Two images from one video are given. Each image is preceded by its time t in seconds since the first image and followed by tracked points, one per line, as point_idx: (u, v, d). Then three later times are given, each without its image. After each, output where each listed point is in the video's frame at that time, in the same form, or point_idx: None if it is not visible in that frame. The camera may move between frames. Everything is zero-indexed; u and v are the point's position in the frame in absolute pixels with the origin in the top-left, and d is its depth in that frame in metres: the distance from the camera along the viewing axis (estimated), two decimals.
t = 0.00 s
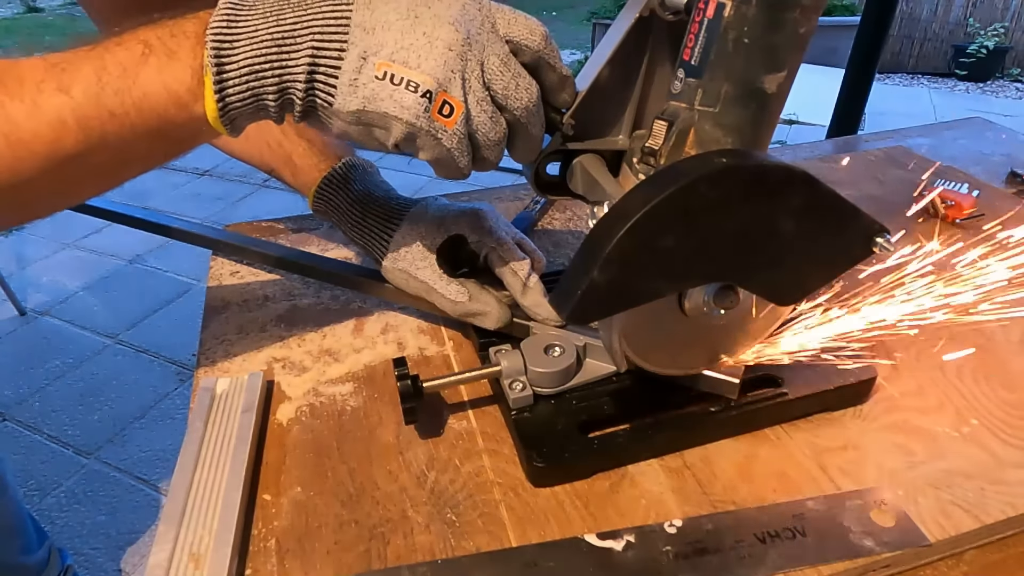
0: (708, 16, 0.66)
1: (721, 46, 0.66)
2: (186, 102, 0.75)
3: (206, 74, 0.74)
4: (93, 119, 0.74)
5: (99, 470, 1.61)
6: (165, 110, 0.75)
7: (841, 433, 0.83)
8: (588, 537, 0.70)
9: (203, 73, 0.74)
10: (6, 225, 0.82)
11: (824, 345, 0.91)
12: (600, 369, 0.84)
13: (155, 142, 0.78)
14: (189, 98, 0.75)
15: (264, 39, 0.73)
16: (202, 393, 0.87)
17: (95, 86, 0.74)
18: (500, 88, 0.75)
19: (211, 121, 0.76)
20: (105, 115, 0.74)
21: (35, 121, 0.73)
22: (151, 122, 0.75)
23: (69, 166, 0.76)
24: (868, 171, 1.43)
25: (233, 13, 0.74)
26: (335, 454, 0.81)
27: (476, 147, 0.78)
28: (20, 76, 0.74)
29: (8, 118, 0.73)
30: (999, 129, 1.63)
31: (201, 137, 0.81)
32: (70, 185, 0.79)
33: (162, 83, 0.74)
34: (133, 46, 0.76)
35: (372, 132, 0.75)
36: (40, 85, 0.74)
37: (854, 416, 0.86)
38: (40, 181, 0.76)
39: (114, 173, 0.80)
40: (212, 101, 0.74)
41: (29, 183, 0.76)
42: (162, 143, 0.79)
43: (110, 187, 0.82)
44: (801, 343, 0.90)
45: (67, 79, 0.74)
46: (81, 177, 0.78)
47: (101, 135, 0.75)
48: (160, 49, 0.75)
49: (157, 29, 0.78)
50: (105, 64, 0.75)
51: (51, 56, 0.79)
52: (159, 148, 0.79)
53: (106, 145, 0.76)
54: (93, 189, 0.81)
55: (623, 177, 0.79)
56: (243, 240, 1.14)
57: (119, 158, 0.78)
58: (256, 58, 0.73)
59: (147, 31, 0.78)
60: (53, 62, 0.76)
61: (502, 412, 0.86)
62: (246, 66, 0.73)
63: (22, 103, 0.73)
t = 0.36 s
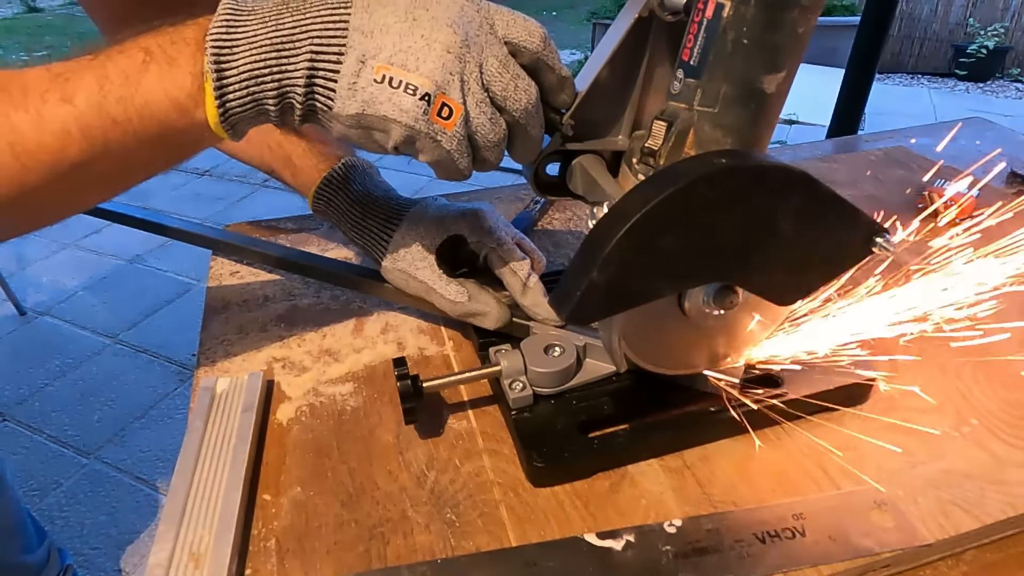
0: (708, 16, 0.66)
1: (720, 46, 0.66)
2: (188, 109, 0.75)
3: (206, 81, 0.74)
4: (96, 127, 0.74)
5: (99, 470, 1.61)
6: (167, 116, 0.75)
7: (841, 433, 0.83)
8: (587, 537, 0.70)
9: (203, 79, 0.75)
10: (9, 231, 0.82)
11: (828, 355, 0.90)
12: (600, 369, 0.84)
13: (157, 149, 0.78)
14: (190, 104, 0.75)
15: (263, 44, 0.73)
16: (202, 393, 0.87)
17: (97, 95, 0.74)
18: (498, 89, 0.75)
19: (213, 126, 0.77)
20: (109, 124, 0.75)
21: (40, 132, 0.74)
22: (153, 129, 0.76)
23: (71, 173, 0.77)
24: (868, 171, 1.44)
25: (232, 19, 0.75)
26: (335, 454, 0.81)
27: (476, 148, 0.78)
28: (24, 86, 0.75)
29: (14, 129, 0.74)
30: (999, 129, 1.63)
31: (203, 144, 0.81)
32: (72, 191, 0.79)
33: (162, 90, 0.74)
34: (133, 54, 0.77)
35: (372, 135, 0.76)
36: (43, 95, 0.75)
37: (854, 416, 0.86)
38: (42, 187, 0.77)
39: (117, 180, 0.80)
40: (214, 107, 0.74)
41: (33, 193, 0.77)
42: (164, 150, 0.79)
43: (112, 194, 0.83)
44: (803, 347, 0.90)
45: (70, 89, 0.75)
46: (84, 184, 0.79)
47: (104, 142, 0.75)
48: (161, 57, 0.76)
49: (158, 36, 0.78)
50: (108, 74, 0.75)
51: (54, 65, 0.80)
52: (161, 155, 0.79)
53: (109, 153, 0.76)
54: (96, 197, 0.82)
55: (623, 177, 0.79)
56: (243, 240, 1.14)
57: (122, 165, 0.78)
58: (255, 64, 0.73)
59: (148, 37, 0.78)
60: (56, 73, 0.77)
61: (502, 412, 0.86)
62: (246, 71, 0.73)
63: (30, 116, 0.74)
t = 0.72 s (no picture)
0: (707, 17, 0.66)
1: (720, 46, 0.66)
2: (189, 116, 0.76)
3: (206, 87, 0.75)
4: (102, 138, 0.75)
5: (99, 470, 1.61)
6: (171, 122, 0.76)
7: (841, 433, 0.83)
8: (587, 536, 0.70)
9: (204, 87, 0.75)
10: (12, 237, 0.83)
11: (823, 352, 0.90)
12: (600, 369, 0.84)
13: (160, 156, 0.79)
14: (192, 112, 0.76)
15: (263, 49, 0.74)
16: (202, 393, 0.87)
17: (102, 106, 0.75)
18: (497, 91, 0.75)
19: (214, 132, 0.77)
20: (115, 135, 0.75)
21: (48, 144, 0.74)
22: (157, 138, 0.76)
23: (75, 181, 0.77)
24: (868, 171, 1.44)
25: (232, 26, 0.75)
26: (335, 454, 0.81)
27: (476, 149, 0.78)
28: (30, 98, 0.76)
29: (22, 142, 0.74)
30: (999, 130, 1.63)
31: (207, 149, 0.82)
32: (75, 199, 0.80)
33: (167, 101, 0.75)
34: (137, 64, 0.76)
35: (372, 138, 0.76)
36: (50, 108, 0.75)
37: (854, 416, 0.86)
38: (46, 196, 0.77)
39: (122, 188, 0.81)
40: (215, 113, 0.75)
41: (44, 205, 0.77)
42: (167, 156, 0.79)
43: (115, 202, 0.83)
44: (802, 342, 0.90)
45: (75, 100, 0.75)
46: (87, 193, 0.79)
47: (108, 150, 0.76)
48: (162, 65, 0.76)
49: (159, 45, 0.78)
50: (111, 83, 0.76)
51: (60, 77, 0.80)
52: (164, 161, 0.80)
53: (115, 162, 0.77)
54: (102, 204, 0.82)
55: (624, 177, 0.79)
56: (244, 240, 1.14)
57: (126, 173, 0.79)
58: (255, 69, 0.73)
59: (149, 47, 0.79)
60: (62, 86, 0.77)
61: (502, 412, 0.86)
62: (246, 77, 0.73)
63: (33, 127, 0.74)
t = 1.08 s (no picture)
0: (706, 17, 0.66)
1: (720, 46, 0.66)
2: (191, 122, 0.77)
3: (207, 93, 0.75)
4: (104, 146, 0.75)
5: (99, 470, 1.61)
6: (174, 128, 0.76)
7: (841, 433, 0.83)
8: (587, 535, 0.71)
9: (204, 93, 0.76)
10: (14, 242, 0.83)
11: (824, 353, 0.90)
12: (600, 369, 0.84)
13: (163, 163, 0.79)
14: (194, 118, 0.76)
15: (262, 54, 0.75)
16: (202, 392, 0.87)
17: (104, 114, 0.75)
18: (497, 92, 0.75)
19: (215, 136, 0.77)
20: (118, 143, 0.75)
21: (53, 153, 0.75)
22: (159, 145, 0.77)
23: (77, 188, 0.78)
24: (868, 171, 1.44)
25: (231, 31, 0.76)
26: (335, 454, 0.81)
27: (476, 150, 0.78)
28: (35, 108, 0.77)
29: (27, 152, 0.75)
30: (999, 129, 1.63)
31: (210, 156, 0.82)
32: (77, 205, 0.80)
33: (168, 108, 0.75)
34: (138, 72, 0.77)
35: (372, 141, 0.76)
36: (54, 117, 0.76)
37: (854, 416, 0.86)
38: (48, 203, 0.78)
39: (128, 195, 0.81)
40: (216, 118, 0.75)
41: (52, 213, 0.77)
42: (171, 162, 0.79)
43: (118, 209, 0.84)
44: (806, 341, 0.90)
45: (78, 109, 0.76)
46: (90, 200, 0.79)
47: (112, 156, 0.76)
48: (163, 73, 0.77)
49: (160, 52, 0.79)
50: (113, 91, 0.76)
51: (64, 86, 0.81)
52: (168, 167, 0.80)
53: (119, 170, 0.77)
54: (109, 212, 0.82)
55: (623, 177, 0.79)
56: (244, 240, 1.14)
57: (130, 179, 0.79)
58: (255, 74, 0.74)
59: (150, 55, 0.79)
60: (66, 95, 0.78)
61: (502, 412, 0.86)
62: (246, 83, 0.74)
63: (40, 138, 0.75)
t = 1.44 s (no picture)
0: (706, 18, 0.66)
1: (718, 47, 0.66)
2: (192, 126, 0.77)
3: (207, 97, 0.76)
4: (106, 151, 0.75)
5: (100, 470, 1.61)
6: (175, 132, 0.77)
7: (841, 433, 0.83)
8: (586, 535, 0.71)
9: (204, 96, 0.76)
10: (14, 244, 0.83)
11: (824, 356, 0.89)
12: (600, 369, 0.84)
13: (165, 165, 0.79)
14: (194, 121, 0.77)
15: (261, 57, 0.75)
16: (202, 391, 0.87)
17: (106, 119, 0.76)
18: (496, 93, 0.75)
19: (216, 139, 0.77)
20: (120, 147, 0.76)
21: (56, 157, 0.74)
22: (160, 149, 0.77)
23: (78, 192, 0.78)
24: (868, 171, 1.44)
25: (230, 35, 0.77)
26: (335, 454, 0.81)
27: (476, 152, 0.78)
28: (37, 113, 0.77)
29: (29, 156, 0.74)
30: (999, 129, 1.63)
31: (211, 159, 0.82)
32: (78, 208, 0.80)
33: (169, 111, 0.76)
34: (139, 77, 0.77)
35: (372, 143, 0.76)
36: (55, 122, 0.76)
37: (854, 416, 0.86)
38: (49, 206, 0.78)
39: (133, 199, 0.81)
40: (216, 121, 0.75)
41: (57, 216, 0.77)
42: (176, 164, 0.80)
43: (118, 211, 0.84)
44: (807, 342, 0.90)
45: (81, 115, 0.76)
46: (93, 204, 0.79)
47: (114, 160, 0.76)
48: (163, 77, 0.77)
49: (160, 57, 0.79)
50: (114, 96, 0.77)
51: (66, 91, 0.81)
52: (171, 171, 0.80)
53: (122, 174, 0.77)
54: (115, 216, 0.82)
55: (623, 178, 0.79)
56: (244, 240, 1.14)
57: (132, 183, 0.79)
58: (254, 77, 0.75)
59: (150, 59, 0.80)
60: (68, 100, 0.78)
61: (502, 412, 0.86)
62: (245, 85, 0.74)
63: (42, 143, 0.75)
